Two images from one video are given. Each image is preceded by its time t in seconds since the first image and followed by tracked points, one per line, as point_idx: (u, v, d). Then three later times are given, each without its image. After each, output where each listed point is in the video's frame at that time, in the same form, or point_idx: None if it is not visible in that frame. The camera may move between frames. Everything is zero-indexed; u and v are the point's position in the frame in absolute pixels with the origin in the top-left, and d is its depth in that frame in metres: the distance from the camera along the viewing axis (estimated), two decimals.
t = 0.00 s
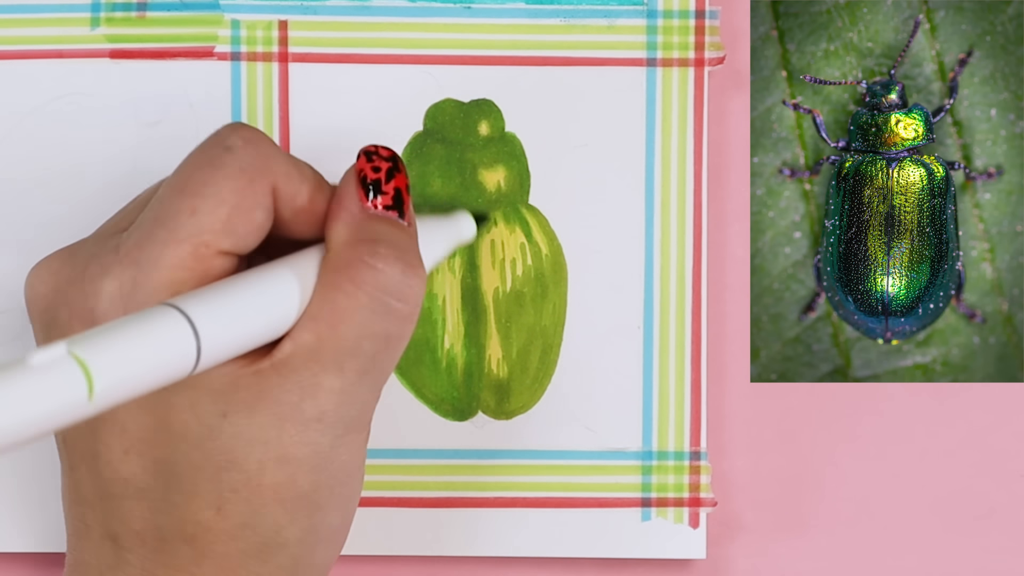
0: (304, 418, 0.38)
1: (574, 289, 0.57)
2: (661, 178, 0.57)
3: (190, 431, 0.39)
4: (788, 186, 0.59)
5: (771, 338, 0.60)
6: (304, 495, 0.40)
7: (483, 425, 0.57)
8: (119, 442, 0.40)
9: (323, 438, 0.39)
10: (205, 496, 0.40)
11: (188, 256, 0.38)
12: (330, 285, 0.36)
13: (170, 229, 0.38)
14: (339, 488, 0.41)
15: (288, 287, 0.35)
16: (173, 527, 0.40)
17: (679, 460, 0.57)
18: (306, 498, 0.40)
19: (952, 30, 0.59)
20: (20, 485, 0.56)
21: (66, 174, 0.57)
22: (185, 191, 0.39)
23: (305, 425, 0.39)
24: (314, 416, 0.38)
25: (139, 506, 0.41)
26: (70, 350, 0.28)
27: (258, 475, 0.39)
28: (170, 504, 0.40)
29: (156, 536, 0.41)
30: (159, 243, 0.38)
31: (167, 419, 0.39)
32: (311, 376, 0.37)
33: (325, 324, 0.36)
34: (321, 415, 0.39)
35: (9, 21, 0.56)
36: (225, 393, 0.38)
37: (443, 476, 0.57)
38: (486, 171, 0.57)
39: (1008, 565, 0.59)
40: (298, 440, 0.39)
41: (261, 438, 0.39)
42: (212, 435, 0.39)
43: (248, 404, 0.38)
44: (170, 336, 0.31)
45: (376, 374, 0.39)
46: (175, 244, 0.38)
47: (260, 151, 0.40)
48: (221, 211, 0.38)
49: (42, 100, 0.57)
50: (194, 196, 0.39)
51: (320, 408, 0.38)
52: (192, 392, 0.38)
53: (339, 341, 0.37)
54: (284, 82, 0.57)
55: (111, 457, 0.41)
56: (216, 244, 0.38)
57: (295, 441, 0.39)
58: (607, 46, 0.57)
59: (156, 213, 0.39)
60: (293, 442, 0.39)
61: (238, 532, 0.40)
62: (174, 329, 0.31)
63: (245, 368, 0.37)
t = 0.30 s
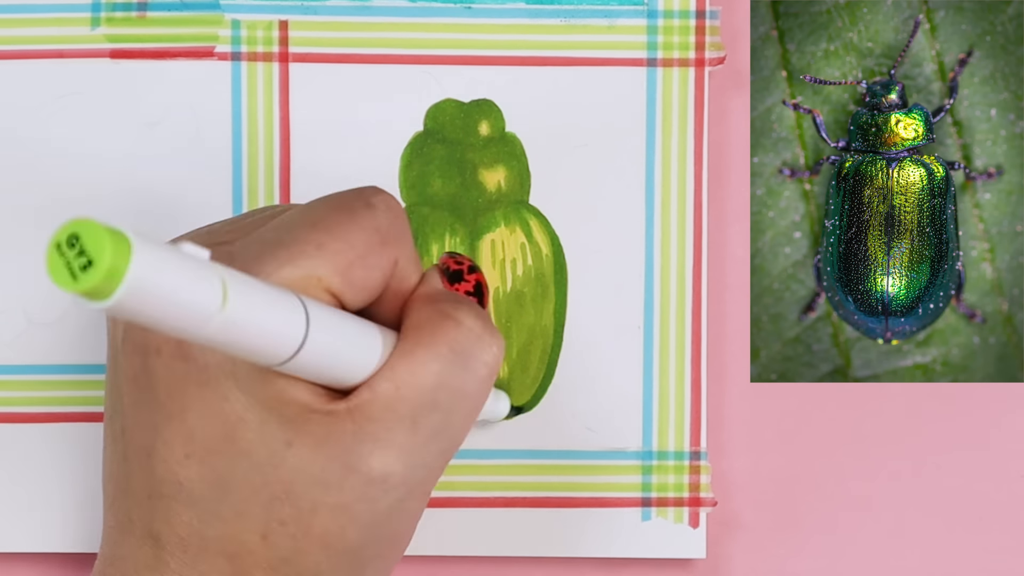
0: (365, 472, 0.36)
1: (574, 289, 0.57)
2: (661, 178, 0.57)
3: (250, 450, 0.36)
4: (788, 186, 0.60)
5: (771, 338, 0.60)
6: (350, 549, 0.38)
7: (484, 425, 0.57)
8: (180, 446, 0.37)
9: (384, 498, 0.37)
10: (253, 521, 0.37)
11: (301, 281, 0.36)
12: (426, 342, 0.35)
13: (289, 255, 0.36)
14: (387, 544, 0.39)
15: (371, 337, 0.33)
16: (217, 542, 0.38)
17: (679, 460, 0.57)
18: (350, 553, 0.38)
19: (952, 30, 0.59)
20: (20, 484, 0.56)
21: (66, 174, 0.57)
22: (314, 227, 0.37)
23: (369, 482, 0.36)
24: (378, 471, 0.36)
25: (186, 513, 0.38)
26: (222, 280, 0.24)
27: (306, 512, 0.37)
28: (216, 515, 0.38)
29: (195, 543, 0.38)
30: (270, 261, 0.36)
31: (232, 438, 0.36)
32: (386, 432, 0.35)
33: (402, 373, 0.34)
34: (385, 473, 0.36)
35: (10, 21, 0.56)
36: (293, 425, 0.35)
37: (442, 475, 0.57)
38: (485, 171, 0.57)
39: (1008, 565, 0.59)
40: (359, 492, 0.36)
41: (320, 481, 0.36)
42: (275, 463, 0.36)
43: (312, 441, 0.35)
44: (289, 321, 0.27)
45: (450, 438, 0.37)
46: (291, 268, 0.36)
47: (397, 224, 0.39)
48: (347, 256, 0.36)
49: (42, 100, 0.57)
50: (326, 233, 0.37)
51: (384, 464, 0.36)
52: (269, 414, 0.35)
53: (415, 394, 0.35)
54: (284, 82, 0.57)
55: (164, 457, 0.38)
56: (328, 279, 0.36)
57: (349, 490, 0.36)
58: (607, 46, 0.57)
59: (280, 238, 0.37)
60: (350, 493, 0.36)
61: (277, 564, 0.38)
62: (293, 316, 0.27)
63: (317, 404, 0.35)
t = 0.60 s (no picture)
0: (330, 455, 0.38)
1: (574, 288, 0.57)
2: (661, 178, 0.57)
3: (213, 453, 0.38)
4: (788, 186, 0.60)
5: (771, 338, 0.60)
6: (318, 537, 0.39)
7: (483, 425, 0.57)
8: (142, 460, 0.39)
9: (345, 482, 0.39)
10: (220, 526, 0.38)
11: (241, 273, 0.38)
12: (369, 329, 0.37)
13: (222, 248, 0.38)
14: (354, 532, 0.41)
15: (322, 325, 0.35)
16: (186, 553, 0.39)
17: (679, 460, 0.57)
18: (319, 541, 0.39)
19: (952, 30, 0.59)
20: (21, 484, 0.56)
21: (66, 174, 0.57)
22: (236, 213, 0.38)
23: (329, 467, 0.38)
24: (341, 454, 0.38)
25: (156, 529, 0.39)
26: (113, 392, 0.28)
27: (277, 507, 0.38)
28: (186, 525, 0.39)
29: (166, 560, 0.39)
30: (211, 259, 0.38)
31: (194, 444, 0.38)
32: (340, 420, 0.37)
33: (357, 368, 0.37)
34: (344, 458, 0.38)
35: (10, 21, 0.56)
36: (252, 425, 0.37)
37: (442, 476, 0.57)
38: (486, 171, 0.57)
39: (1008, 565, 0.59)
40: (319, 480, 0.38)
41: (282, 474, 0.38)
42: (235, 465, 0.38)
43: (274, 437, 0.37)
44: (199, 362, 0.30)
45: (402, 424, 0.39)
46: (228, 262, 0.37)
47: (317, 179, 0.39)
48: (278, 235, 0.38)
49: (42, 101, 0.57)
50: (250, 218, 0.38)
51: (342, 452, 0.38)
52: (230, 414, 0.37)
53: (369, 387, 0.37)
54: (284, 82, 0.57)
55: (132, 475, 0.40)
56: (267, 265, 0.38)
57: (317, 477, 0.38)
58: (607, 46, 0.57)
59: (209, 230, 0.38)
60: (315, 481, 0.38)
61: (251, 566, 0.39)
62: (205, 359, 0.31)
63: (272, 400, 0.37)
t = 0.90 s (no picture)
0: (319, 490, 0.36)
1: (574, 288, 0.57)
2: (661, 178, 0.57)
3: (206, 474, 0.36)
4: (788, 186, 0.60)
5: (771, 338, 0.60)
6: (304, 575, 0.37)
7: (483, 425, 0.57)
8: (134, 481, 0.37)
9: (334, 516, 0.37)
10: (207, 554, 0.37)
11: (241, 297, 0.36)
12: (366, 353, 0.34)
13: (226, 272, 0.37)
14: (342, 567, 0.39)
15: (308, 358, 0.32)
16: None
17: (680, 460, 0.57)
18: None
19: (952, 30, 0.59)
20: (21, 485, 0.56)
21: (66, 174, 0.57)
22: (244, 241, 0.38)
23: (318, 501, 0.36)
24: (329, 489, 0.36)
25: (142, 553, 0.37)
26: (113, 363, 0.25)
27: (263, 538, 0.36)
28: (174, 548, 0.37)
29: None
30: (213, 282, 0.36)
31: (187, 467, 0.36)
32: (330, 452, 0.35)
33: (344, 400, 0.34)
34: (332, 492, 0.36)
35: (10, 21, 0.56)
36: (243, 450, 0.35)
37: (442, 476, 0.57)
38: (486, 171, 0.57)
39: (1007, 566, 0.59)
40: (308, 513, 0.36)
41: (271, 506, 0.36)
42: (225, 491, 0.36)
43: (264, 463, 0.35)
44: (194, 358, 0.28)
45: (394, 459, 0.37)
46: (231, 284, 0.37)
47: (324, 218, 0.40)
48: (281, 263, 0.38)
49: (42, 101, 0.57)
50: (257, 246, 0.38)
51: (331, 486, 0.36)
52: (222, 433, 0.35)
53: (358, 417, 0.34)
54: (284, 82, 0.57)
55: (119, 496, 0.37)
56: (270, 292, 0.37)
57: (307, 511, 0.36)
58: (607, 47, 0.57)
59: (215, 259, 0.38)
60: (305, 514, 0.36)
61: None
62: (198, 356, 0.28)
63: (262, 426, 0.35)
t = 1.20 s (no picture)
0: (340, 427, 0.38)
1: (574, 288, 0.57)
2: (661, 178, 0.57)
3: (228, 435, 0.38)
4: (788, 186, 0.60)
5: (771, 338, 0.60)
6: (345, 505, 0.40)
7: (484, 425, 0.57)
8: (160, 454, 0.39)
9: (362, 447, 0.39)
10: (245, 509, 0.39)
11: (226, 255, 0.38)
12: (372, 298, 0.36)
13: (202, 234, 0.38)
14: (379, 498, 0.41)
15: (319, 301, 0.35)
16: (215, 537, 0.40)
17: (680, 460, 0.57)
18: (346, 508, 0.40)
19: (952, 30, 0.59)
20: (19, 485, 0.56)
21: (65, 174, 0.57)
22: (212, 194, 0.38)
23: (344, 434, 0.38)
24: (352, 425, 0.38)
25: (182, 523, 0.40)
26: (127, 370, 0.28)
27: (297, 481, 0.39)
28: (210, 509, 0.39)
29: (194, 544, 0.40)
30: (193, 246, 0.38)
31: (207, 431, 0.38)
32: (351, 385, 0.37)
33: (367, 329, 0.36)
34: (358, 424, 0.38)
35: (10, 21, 0.56)
36: (264, 404, 0.37)
37: (442, 476, 0.57)
38: (486, 171, 0.57)
39: (1007, 565, 0.59)
40: (338, 448, 0.38)
41: (300, 449, 0.38)
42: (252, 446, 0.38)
43: (283, 413, 0.37)
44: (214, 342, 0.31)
45: (413, 382, 0.38)
46: (210, 246, 0.38)
47: (283, 151, 0.39)
48: (254, 213, 0.38)
49: (42, 101, 0.57)
50: (223, 199, 0.38)
51: (357, 417, 0.38)
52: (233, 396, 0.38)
53: (375, 349, 0.37)
54: (284, 82, 0.57)
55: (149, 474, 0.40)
56: (251, 243, 0.38)
57: (335, 450, 0.38)
58: (606, 47, 0.57)
59: (188, 218, 0.39)
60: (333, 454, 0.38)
61: (277, 542, 0.39)
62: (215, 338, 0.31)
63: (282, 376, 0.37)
